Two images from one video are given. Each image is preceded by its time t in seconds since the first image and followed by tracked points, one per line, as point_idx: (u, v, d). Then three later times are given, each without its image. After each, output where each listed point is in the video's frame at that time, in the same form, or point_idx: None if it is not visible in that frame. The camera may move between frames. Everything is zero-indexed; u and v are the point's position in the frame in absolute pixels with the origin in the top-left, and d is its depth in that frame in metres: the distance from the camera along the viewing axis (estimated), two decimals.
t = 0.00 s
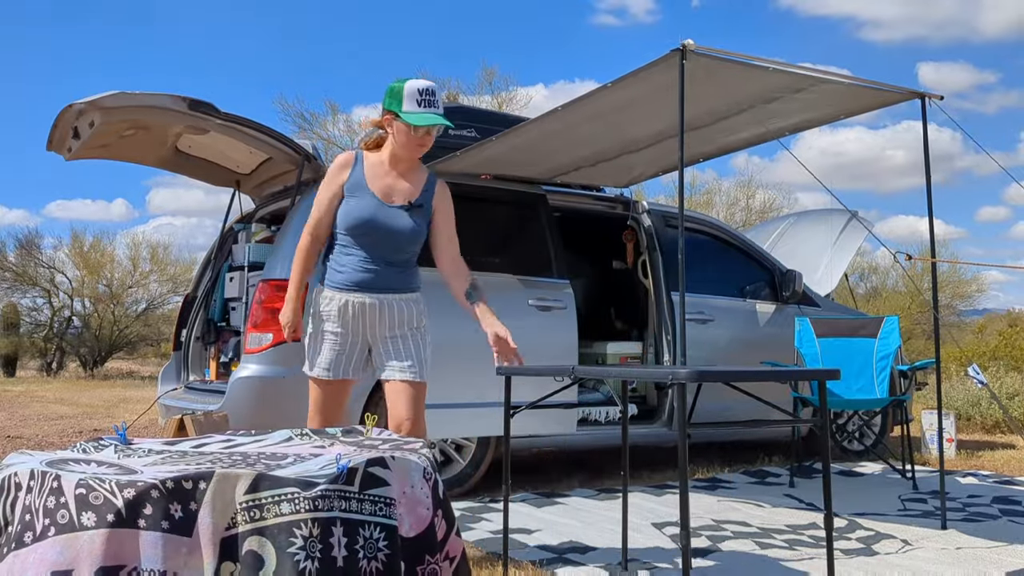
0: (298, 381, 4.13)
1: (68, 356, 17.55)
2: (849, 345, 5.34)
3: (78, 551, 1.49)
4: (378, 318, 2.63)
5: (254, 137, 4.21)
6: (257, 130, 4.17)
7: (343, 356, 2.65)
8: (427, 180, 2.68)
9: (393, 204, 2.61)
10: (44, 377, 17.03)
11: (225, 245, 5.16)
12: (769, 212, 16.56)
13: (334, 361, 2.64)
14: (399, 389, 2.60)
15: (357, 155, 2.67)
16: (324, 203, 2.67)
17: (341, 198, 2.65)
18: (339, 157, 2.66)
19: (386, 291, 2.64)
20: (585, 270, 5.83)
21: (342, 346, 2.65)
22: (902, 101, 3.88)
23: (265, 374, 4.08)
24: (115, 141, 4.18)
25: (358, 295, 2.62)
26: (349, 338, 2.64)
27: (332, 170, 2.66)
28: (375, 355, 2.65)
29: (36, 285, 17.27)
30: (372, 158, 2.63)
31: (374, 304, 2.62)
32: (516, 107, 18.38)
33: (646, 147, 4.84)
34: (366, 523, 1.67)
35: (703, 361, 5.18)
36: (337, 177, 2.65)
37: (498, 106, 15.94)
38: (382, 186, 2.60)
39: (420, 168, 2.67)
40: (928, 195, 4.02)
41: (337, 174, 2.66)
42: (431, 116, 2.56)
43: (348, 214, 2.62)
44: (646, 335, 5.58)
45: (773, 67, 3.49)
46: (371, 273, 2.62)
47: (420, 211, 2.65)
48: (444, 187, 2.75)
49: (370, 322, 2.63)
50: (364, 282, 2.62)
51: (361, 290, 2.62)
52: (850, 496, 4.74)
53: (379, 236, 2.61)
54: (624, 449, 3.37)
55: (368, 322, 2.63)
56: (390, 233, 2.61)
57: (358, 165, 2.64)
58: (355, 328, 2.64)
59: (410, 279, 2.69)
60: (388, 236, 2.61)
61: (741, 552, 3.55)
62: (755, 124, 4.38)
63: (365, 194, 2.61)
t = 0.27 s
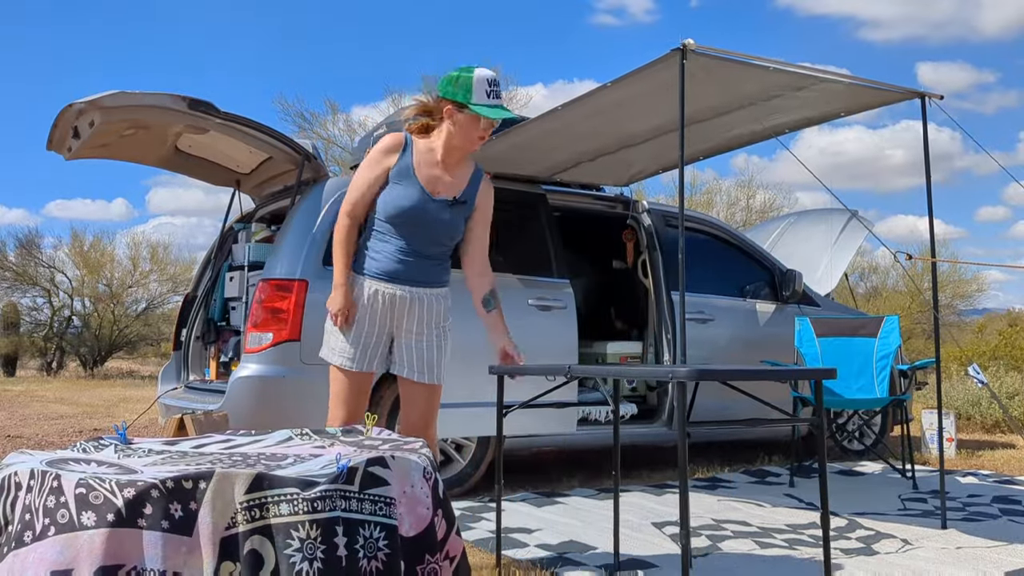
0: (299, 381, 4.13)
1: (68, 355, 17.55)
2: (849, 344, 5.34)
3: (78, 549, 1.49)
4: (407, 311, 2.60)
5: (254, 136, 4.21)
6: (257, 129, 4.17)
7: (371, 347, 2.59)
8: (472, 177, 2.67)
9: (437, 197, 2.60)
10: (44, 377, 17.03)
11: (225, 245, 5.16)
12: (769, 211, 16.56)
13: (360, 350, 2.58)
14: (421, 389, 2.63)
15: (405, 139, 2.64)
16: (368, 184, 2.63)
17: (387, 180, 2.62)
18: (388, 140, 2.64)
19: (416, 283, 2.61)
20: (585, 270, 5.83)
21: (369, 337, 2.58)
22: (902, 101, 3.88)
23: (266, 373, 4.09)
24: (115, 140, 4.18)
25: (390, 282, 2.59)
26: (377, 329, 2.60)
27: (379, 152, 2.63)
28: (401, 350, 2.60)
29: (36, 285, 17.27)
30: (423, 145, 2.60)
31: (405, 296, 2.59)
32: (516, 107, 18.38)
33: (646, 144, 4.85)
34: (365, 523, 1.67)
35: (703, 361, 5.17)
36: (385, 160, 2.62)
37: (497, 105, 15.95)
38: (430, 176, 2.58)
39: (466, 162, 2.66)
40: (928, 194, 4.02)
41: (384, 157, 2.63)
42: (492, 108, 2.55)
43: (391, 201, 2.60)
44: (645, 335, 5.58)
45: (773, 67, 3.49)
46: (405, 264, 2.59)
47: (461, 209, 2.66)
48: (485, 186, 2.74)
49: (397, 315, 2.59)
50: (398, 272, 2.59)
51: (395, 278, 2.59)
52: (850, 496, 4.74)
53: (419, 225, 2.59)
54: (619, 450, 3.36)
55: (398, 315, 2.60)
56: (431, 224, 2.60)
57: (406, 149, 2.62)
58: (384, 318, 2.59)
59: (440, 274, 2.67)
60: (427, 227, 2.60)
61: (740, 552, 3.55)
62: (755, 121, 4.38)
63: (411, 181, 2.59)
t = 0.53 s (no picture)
0: (299, 381, 4.13)
1: (67, 355, 17.54)
2: (849, 345, 5.35)
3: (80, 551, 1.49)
4: (406, 305, 2.57)
5: (254, 137, 4.22)
6: (258, 129, 4.17)
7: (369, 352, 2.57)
8: (444, 154, 2.67)
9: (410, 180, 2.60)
10: (43, 377, 17.03)
11: (225, 245, 5.16)
12: (769, 212, 16.56)
13: (366, 357, 2.55)
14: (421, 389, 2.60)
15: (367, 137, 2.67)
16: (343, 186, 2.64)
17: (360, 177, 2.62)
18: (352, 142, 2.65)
19: (412, 276, 2.59)
20: (585, 270, 5.83)
21: (371, 340, 2.57)
22: (902, 101, 3.88)
23: (266, 373, 4.09)
24: (115, 141, 4.18)
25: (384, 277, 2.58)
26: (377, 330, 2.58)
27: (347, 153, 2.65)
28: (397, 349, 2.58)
29: (36, 285, 17.28)
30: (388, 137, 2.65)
31: (402, 293, 2.57)
32: (516, 107, 18.38)
33: (647, 146, 4.85)
34: (367, 523, 1.67)
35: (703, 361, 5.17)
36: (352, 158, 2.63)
37: (498, 105, 15.94)
38: (398, 161, 2.60)
39: (434, 143, 2.67)
40: (929, 195, 4.02)
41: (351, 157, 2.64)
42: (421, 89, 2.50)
43: (366, 195, 2.59)
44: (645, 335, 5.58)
45: (773, 67, 3.49)
46: (398, 258, 2.58)
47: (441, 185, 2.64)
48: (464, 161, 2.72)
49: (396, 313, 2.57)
50: (391, 267, 2.58)
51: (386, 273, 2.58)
52: (850, 496, 4.74)
53: (404, 216, 2.58)
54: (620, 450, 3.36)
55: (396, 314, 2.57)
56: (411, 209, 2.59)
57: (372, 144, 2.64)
58: (382, 319, 2.57)
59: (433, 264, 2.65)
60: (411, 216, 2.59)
61: (740, 552, 3.55)
62: (756, 123, 4.38)
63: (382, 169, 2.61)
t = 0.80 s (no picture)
0: (299, 381, 4.13)
1: (68, 356, 17.54)
2: (849, 345, 5.35)
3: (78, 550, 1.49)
4: (417, 298, 2.37)
5: (254, 137, 4.22)
6: (258, 130, 4.17)
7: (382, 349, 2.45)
8: (439, 123, 2.32)
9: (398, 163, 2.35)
10: (44, 377, 17.04)
11: (225, 245, 5.16)
12: (769, 212, 16.56)
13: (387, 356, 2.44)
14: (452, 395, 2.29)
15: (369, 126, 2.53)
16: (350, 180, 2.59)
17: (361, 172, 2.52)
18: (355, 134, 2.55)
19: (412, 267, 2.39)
20: (585, 270, 5.83)
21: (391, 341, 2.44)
22: (902, 102, 3.87)
23: (266, 373, 4.09)
24: (115, 141, 4.18)
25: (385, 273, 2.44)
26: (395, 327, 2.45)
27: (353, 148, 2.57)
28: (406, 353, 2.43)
29: (36, 285, 17.29)
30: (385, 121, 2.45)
31: (410, 286, 2.38)
32: (516, 107, 18.38)
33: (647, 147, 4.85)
34: (367, 523, 1.68)
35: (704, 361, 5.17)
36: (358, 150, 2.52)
37: (498, 105, 15.95)
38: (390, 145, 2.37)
39: (433, 111, 2.35)
40: (929, 195, 4.02)
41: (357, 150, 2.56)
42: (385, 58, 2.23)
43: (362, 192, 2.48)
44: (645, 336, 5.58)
45: (773, 67, 3.49)
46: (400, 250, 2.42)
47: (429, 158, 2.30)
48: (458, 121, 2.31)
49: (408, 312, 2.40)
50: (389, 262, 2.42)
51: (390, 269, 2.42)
52: (850, 497, 4.74)
53: (396, 205, 2.35)
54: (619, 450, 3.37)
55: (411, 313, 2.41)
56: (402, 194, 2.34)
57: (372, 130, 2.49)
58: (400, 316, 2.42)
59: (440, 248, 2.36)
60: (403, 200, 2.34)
61: (740, 552, 3.54)
62: (756, 124, 4.38)
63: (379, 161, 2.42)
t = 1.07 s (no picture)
0: (299, 380, 4.14)
1: (68, 355, 17.54)
2: (849, 344, 5.35)
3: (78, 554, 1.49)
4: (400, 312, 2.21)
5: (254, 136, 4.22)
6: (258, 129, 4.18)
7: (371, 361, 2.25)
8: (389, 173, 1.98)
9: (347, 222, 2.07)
10: (44, 376, 17.03)
11: (225, 245, 5.16)
12: (769, 211, 16.56)
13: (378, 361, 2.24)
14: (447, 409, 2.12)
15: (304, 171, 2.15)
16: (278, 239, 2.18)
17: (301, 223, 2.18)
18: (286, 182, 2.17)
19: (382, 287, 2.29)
20: (585, 269, 5.83)
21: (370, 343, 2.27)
22: (903, 100, 3.87)
23: (265, 372, 4.09)
24: (115, 140, 4.18)
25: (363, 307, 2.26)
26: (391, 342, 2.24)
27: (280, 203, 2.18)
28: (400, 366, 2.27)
29: (36, 284, 17.30)
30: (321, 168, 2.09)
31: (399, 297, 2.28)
32: (516, 106, 18.37)
33: (647, 147, 4.85)
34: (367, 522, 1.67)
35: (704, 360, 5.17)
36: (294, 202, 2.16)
37: (498, 104, 15.95)
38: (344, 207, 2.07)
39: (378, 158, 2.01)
40: (929, 194, 4.02)
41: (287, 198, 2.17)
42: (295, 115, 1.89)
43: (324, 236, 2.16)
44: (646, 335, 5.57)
45: (773, 66, 3.49)
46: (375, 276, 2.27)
47: (395, 226, 2.04)
48: (413, 183, 1.96)
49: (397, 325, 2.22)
50: (370, 288, 2.21)
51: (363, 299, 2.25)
52: (850, 496, 4.74)
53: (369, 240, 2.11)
54: (620, 449, 3.36)
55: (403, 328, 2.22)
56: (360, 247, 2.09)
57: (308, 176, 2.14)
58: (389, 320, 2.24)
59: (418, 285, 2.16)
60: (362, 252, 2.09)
61: (740, 552, 3.54)
62: (756, 124, 4.38)
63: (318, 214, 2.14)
